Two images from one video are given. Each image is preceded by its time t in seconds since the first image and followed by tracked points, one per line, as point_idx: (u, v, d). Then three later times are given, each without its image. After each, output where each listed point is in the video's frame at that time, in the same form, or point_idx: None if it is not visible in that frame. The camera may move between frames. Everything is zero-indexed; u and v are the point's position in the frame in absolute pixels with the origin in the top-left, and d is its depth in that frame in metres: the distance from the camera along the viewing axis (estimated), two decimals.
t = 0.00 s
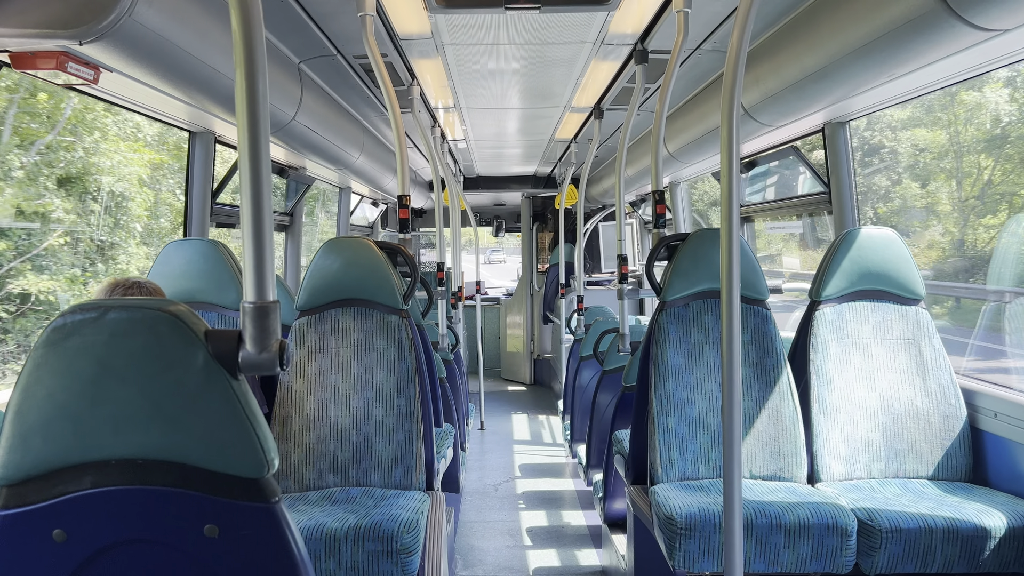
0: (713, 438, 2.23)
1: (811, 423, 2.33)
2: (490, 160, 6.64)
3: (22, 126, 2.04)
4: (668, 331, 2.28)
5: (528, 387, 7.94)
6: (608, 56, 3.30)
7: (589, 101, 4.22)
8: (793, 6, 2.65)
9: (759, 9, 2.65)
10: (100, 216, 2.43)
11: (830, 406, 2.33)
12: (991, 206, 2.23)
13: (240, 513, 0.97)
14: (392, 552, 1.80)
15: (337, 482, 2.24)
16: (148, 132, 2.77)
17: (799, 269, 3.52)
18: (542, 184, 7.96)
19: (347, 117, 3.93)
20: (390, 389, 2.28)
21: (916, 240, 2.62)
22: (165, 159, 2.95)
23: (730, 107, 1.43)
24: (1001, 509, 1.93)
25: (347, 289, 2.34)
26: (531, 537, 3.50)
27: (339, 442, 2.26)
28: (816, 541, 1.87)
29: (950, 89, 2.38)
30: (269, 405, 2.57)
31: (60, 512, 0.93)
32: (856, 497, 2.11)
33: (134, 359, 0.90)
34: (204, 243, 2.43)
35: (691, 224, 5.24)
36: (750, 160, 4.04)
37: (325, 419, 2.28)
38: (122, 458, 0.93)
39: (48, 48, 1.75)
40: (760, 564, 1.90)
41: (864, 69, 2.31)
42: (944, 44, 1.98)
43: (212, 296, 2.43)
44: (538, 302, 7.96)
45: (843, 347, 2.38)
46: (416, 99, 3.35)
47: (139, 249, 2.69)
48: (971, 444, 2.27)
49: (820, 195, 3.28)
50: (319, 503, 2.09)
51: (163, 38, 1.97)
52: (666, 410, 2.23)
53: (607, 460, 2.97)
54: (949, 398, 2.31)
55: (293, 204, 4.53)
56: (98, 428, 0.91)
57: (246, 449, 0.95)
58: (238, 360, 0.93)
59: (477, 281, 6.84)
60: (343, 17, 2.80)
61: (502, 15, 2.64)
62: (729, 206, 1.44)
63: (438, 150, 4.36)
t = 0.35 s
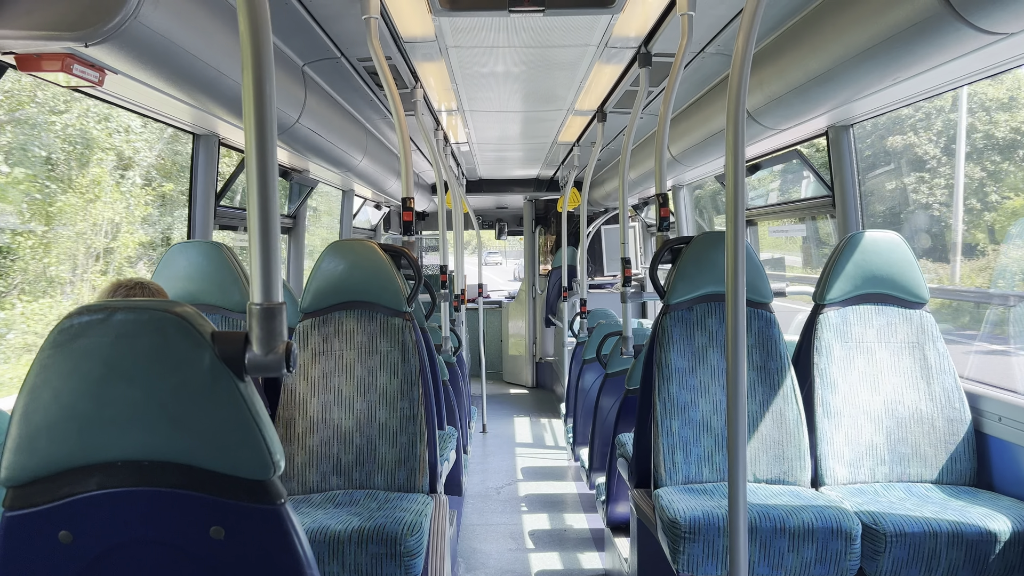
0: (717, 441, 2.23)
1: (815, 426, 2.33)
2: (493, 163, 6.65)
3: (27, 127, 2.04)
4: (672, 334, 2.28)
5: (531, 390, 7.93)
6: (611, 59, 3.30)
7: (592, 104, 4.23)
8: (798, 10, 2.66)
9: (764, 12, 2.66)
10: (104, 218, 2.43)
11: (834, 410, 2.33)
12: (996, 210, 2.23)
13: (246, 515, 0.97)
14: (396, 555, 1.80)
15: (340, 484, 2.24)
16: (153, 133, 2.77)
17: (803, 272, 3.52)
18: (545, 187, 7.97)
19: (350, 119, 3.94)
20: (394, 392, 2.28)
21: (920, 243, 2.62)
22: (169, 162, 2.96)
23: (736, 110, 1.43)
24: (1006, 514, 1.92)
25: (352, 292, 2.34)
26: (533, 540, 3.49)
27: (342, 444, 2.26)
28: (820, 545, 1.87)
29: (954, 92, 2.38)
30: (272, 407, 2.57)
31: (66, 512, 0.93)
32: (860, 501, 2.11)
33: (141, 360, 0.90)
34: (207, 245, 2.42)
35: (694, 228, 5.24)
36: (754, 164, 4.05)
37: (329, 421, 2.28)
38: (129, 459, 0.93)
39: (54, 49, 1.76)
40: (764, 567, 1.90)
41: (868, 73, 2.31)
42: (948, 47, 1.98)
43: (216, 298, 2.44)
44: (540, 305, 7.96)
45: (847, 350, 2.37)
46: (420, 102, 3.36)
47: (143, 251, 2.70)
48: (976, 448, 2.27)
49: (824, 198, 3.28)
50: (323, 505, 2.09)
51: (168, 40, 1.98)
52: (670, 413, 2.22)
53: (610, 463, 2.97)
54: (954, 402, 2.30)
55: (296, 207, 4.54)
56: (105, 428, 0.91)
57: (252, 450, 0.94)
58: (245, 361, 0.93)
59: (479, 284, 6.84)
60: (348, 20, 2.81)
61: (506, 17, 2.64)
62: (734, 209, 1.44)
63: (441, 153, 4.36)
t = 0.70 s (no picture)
0: (721, 446, 2.23)
1: (819, 431, 2.32)
2: (495, 168, 6.66)
3: (32, 132, 2.05)
4: (676, 339, 2.27)
5: (532, 395, 7.92)
6: (614, 64, 3.31)
7: (595, 110, 4.24)
8: (801, 15, 2.66)
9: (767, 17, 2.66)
10: (109, 224, 2.44)
11: (839, 415, 2.32)
12: (1000, 214, 2.22)
13: (251, 521, 0.97)
14: (400, 561, 1.80)
15: (344, 489, 2.25)
16: (157, 139, 2.78)
17: (806, 277, 3.52)
18: (547, 192, 7.98)
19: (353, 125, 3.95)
20: (397, 397, 2.28)
21: (924, 248, 2.62)
22: (173, 167, 2.96)
23: (741, 116, 1.43)
24: (1011, 519, 1.91)
25: (356, 297, 2.35)
26: (536, 545, 3.48)
27: (346, 450, 2.26)
28: (826, 550, 1.86)
29: (957, 97, 2.38)
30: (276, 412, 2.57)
31: (71, 520, 0.93)
32: (866, 506, 2.10)
33: (148, 367, 0.90)
34: (210, 251, 2.41)
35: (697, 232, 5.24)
36: (757, 169, 4.05)
37: (332, 426, 2.28)
38: (135, 466, 0.93)
39: (60, 56, 1.76)
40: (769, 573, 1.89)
41: (871, 78, 2.31)
42: (953, 51, 1.98)
43: (222, 304, 2.45)
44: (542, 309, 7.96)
45: (852, 355, 2.37)
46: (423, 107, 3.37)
47: (146, 257, 2.70)
48: (981, 454, 2.26)
49: (828, 203, 3.28)
50: (327, 510, 2.09)
51: (173, 46, 1.98)
52: (674, 418, 2.22)
53: (614, 468, 2.96)
54: (958, 407, 2.30)
55: (300, 212, 4.55)
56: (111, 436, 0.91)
57: (258, 457, 0.94)
58: (251, 367, 0.93)
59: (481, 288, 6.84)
60: (352, 26, 2.82)
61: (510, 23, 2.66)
62: (738, 215, 1.45)
63: (444, 158, 4.38)
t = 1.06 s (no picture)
0: (722, 444, 2.23)
1: (820, 430, 2.32)
2: (496, 166, 6.66)
3: (34, 129, 2.05)
4: (677, 337, 2.27)
5: (533, 393, 7.92)
6: (616, 63, 3.31)
7: (596, 108, 4.24)
8: (802, 14, 2.66)
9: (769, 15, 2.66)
10: (110, 221, 2.44)
11: (840, 414, 2.32)
12: (1002, 213, 2.22)
13: (254, 517, 0.97)
14: (402, 558, 1.80)
15: (345, 487, 2.25)
16: (158, 136, 2.78)
17: (807, 276, 3.52)
18: (548, 191, 7.98)
19: (354, 123, 3.95)
20: (399, 394, 2.28)
21: (925, 247, 2.62)
22: (173, 165, 2.96)
23: (743, 114, 1.43)
24: (1012, 518, 1.92)
25: (357, 295, 2.35)
26: (537, 543, 3.49)
27: (347, 447, 2.26)
28: (826, 549, 1.86)
29: (959, 95, 2.38)
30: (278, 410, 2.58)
31: (74, 515, 0.93)
32: (866, 505, 2.10)
33: (151, 363, 0.90)
34: (212, 249, 2.41)
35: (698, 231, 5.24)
36: (758, 168, 4.05)
37: (334, 424, 2.28)
38: (138, 462, 0.93)
39: (61, 52, 1.76)
40: (770, 571, 1.89)
41: (872, 76, 2.31)
42: (954, 50, 1.98)
43: (223, 302, 2.45)
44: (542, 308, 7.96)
45: (853, 354, 2.37)
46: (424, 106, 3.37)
47: (146, 254, 2.70)
48: (982, 452, 2.26)
49: (829, 202, 3.28)
50: (328, 508, 2.09)
51: (175, 43, 1.98)
52: (675, 417, 2.22)
53: (615, 466, 2.96)
54: (959, 405, 2.30)
55: (301, 210, 4.55)
56: (115, 432, 0.92)
57: (261, 454, 0.94)
58: (254, 364, 0.93)
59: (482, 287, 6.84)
60: (353, 23, 2.81)
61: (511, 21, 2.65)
62: (740, 213, 1.45)
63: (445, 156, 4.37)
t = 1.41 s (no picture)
0: (720, 445, 2.24)
1: (818, 431, 2.32)
2: (496, 166, 6.66)
3: (32, 127, 2.05)
4: (676, 338, 2.27)
5: (532, 393, 7.92)
6: (615, 63, 3.31)
7: (596, 108, 4.24)
8: (803, 15, 2.66)
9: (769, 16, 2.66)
10: (109, 220, 2.44)
11: (838, 415, 2.32)
12: (1001, 215, 2.22)
13: (250, 516, 0.97)
14: (399, 558, 1.80)
15: (343, 486, 2.25)
16: (157, 135, 2.77)
17: (806, 277, 3.52)
18: (547, 191, 7.97)
19: (354, 122, 3.95)
20: (397, 394, 2.28)
21: (924, 248, 2.62)
22: (173, 164, 2.96)
23: (742, 114, 1.43)
24: (1010, 519, 1.92)
25: (356, 294, 2.35)
26: (535, 543, 3.49)
27: (345, 447, 2.26)
28: (824, 550, 1.86)
29: (959, 97, 2.38)
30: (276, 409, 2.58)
31: (70, 514, 0.93)
32: (864, 506, 2.10)
33: (149, 361, 0.90)
34: (210, 248, 2.40)
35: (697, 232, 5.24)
36: (757, 169, 4.05)
37: (332, 423, 2.28)
38: (135, 461, 0.93)
39: (59, 50, 1.76)
40: (767, 572, 1.89)
41: (872, 77, 2.31)
42: (954, 51, 1.98)
43: (222, 301, 2.45)
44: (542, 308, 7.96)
45: (851, 355, 2.37)
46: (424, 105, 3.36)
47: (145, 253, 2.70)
48: (980, 454, 2.26)
49: (828, 203, 3.28)
50: (326, 507, 2.09)
51: (174, 41, 1.97)
52: (674, 417, 2.22)
53: (613, 466, 2.96)
54: (957, 407, 2.30)
55: (300, 209, 4.55)
56: (111, 430, 0.91)
57: (257, 453, 0.94)
58: (251, 363, 0.93)
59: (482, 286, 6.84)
60: (353, 23, 2.81)
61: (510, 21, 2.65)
62: (738, 213, 1.45)
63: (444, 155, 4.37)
